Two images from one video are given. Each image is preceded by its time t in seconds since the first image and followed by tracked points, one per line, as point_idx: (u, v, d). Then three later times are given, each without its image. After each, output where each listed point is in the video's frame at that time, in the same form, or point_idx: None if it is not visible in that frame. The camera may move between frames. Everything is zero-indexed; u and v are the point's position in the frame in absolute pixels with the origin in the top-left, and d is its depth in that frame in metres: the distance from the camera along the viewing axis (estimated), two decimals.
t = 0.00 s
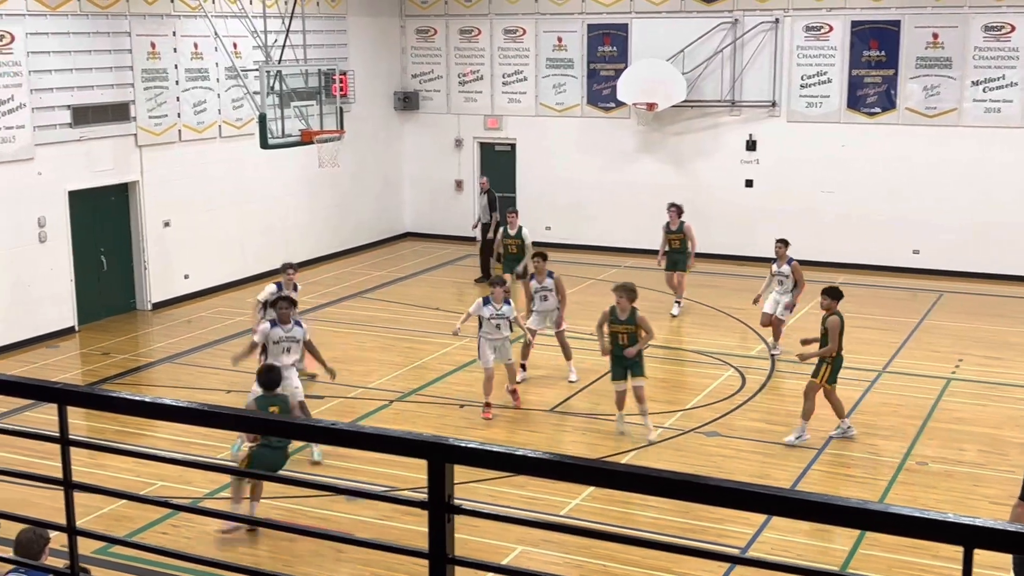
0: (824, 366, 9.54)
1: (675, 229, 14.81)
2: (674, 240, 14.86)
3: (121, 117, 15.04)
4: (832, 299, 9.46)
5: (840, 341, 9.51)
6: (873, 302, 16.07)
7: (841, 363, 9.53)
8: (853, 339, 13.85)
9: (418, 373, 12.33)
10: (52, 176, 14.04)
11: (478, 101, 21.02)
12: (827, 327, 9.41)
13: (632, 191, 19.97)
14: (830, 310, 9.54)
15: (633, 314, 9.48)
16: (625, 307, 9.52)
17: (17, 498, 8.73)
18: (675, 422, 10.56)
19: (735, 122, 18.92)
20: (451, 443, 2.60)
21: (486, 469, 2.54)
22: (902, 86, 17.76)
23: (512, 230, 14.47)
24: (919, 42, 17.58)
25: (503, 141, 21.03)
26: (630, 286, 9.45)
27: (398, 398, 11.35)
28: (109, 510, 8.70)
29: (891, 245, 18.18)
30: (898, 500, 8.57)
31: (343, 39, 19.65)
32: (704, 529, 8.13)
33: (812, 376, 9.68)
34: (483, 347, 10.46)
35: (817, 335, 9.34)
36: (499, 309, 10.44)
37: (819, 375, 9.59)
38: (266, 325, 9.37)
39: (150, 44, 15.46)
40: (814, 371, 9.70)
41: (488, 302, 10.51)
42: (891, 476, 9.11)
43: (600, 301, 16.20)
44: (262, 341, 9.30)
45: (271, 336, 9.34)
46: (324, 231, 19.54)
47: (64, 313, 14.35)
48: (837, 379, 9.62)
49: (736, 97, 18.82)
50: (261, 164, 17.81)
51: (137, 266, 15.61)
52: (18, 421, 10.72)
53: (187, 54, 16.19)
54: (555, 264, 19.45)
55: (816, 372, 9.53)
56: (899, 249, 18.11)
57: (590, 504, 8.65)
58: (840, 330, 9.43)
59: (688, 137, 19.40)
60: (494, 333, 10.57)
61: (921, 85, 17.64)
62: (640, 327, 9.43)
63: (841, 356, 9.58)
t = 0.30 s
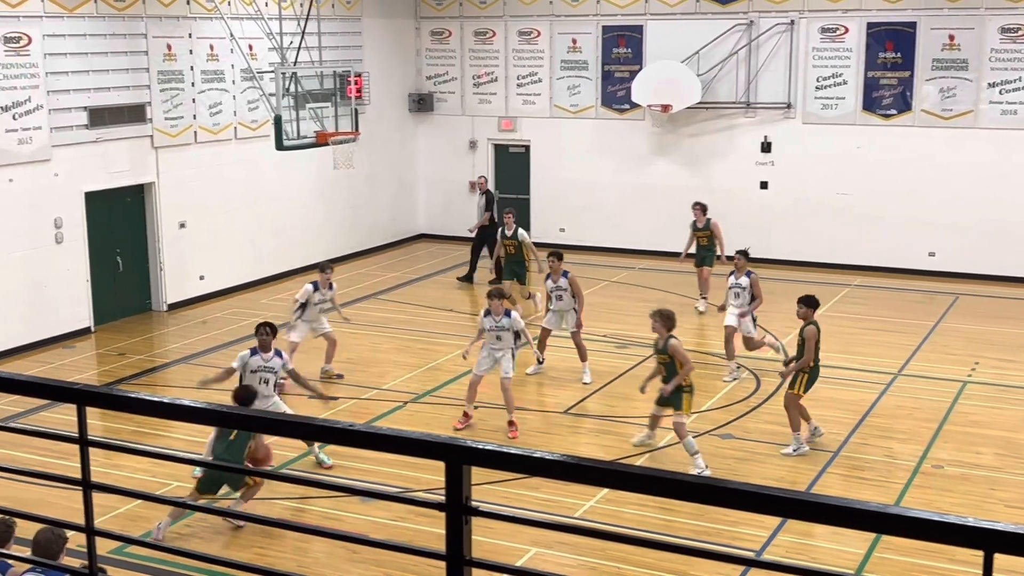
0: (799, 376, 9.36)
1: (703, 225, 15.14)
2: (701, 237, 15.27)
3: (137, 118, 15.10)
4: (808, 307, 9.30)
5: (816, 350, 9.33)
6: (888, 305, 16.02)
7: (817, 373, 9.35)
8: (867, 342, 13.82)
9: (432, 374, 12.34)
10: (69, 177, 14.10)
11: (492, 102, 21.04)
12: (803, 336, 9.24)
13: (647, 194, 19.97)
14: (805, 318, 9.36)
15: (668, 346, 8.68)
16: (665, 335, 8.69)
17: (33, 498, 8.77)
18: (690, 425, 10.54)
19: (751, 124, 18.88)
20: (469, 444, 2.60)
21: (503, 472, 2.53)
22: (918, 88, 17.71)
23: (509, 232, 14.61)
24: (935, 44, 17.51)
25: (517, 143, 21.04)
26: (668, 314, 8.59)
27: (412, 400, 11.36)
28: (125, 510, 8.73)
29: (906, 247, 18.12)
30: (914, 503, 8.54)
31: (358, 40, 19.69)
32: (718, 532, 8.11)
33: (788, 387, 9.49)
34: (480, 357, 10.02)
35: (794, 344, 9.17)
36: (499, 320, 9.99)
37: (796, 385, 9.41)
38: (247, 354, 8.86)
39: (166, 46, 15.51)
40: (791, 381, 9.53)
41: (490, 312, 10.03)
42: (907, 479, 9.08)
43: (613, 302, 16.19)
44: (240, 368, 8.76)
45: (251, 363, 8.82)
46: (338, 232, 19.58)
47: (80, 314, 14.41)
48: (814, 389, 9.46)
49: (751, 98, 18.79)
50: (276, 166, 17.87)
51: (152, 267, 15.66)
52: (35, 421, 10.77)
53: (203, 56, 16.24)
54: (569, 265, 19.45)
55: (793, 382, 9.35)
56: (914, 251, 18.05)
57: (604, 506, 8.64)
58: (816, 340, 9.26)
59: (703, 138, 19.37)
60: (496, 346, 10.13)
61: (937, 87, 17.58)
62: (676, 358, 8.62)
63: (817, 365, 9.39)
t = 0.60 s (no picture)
0: (795, 375, 9.46)
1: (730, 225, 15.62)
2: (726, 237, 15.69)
3: (152, 119, 15.16)
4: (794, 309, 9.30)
5: (811, 349, 9.44)
6: (904, 306, 15.96)
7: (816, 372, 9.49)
8: (882, 344, 13.77)
9: (446, 375, 12.35)
10: (84, 177, 14.15)
11: (506, 103, 21.04)
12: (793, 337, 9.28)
13: (661, 196, 19.94)
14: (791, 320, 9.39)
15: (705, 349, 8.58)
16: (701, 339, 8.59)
17: (48, 497, 8.80)
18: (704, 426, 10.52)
19: (765, 125, 18.83)
20: (483, 445, 2.59)
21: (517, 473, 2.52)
22: (933, 89, 17.64)
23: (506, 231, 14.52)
24: (951, 44, 17.44)
25: (531, 143, 21.04)
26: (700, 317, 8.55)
27: (426, 400, 11.37)
28: (140, 509, 8.75)
29: (922, 248, 18.04)
30: (929, 506, 8.49)
31: (373, 41, 19.72)
32: (732, 534, 8.09)
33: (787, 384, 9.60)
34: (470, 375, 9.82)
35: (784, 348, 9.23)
36: (492, 340, 9.72)
37: (795, 383, 9.52)
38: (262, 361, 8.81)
39: (181, 47, 15.56)
40: (788, 379, 9.63)
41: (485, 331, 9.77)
42: (922, 481, 9.04)
43: (627, 304, 16.17)
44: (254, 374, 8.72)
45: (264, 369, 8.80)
46: (352, 233, 19.59)
47: (95, 314, 14.47)
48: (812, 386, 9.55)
49: (766, 99, 18.74)
50: (291, 167, 17.90)
51: (167, 267, 15.70)
52: (50, 420, 10.81)
53: (218, 57, 16.28)
54: (583, 266, 19.43)
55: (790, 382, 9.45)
56: (930, 253, 17.97)
57: (618, 508, 8.62)
58: (807, 342, 9.34)
59: (717, 139, 19.34)
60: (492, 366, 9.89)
61: (953, 88, 17.51)
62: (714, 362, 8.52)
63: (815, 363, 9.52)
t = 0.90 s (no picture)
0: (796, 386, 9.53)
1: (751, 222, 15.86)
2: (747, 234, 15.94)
3: (163, 118, 15.20)
4: (790, 323, 9.24)
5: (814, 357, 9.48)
6: (914, 307, 15.93)
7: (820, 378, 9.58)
8: (892, 345, 13.73)
9: (454, 375, 12.35)
10: (95, 177, 14.19)
11: (516, 104, 21.04)
12: (792, 353, 9.28)
13: (671, 197, 19.92)
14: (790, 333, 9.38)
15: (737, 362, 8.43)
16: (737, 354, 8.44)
17: (59, 496, 8.83)
18: (713, 427, 10.51)
19: (776, 125, 18.80)
20: (492, 444, 2.59)
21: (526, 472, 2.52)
22: (945, 89, 17.58)
23: (500, 234, 13.97)
24: (962, 44, 17.39)
25: (541, 144, 21.04)
26: (731, 331, 8.47)
27: (435, 400, 11.37)
28: (150, 509, 8.77)
29: (932, 249, 17.99)
30: (939, 507, 8.47)
31: (383, 42, 19.74)
32: (742, 535, 8.07)
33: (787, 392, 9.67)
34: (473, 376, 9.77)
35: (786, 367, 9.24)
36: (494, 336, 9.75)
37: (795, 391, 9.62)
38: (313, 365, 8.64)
39: (191, 47, 15.58)
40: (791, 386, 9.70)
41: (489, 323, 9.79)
42: (933, 483, 9.01)
43: (636, 304, 16.15)
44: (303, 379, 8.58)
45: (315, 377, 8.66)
46: (362, 232, 19.60)
47: (106, 314, 14.51)
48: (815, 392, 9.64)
49: (776, 99, 18.71)
50: (300, 167, 17.92)
51: (177, 267, 15.74)
52: (61, 419, 10.84)
53: (228, 57, 16.31)
54: (592, 266, 19.43)
55: (792, 395, 9.52)
56: (941, 253, 17.92)
57: (628, 508, 8.61)
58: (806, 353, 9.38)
59: (727, 139, 19.31)
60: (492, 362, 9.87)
61: (964, 89, 17.45)
62: (738, 380, 8.30)
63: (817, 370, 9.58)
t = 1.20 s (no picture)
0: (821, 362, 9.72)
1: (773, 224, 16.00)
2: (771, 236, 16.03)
3: (171, 118, 15.22)
4: (819, 296, 9.48)
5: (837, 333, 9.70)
6: (922, 307, 15.90)
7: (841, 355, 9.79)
8: (900, 344, 13.71)
9: (461, 375, 12.35)
10: (103, 176, 14.22)
11: (523, 103, 21.04)
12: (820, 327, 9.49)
13: (679, 197, 19.91)
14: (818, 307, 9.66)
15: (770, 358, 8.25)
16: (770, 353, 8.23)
17: (67, 495, 8.85)
18: (720, 427, 10.50)
19: (783, 124, 18.78)
20: (500, 444, 2.58)
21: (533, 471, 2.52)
22: (953, 88, 17.54)
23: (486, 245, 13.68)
24: (971, 43, 17.34)
25: (548, 143, 21.04)
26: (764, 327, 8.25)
27: (442, 400, 11.38)
28: (157, 508, 8.78)
29: (940, 249, 17.96)
30: (947, 507, 8.46)
31: (390, 42, 19.75)
32: (749, 535, 8.06)
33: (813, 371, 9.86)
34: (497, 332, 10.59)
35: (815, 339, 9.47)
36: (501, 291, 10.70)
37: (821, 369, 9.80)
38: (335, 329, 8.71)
39: (199, 47, 15.60)
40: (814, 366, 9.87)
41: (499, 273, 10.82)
42: (941, 483, 9.00)
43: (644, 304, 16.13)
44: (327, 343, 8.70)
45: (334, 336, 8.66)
46: (369, 231, 19.62)
47: (114, 314, 14.53)
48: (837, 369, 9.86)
49: (784, 99, 18.68)
50: (308, 166, 17.93)
51: (185, 267, 15.77)
52: (68, 418, 10.87)
53: (236, 57, 16.33)
54: (599, 266, 19.43)
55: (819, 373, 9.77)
56: (949, 253, 17.88)
57: (635, 508, 8.61)
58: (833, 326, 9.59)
59: (734, 139, 19.30)
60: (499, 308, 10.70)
61: (972, 88, 17.41)
62: (762, 376, 8.24)
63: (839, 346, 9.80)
